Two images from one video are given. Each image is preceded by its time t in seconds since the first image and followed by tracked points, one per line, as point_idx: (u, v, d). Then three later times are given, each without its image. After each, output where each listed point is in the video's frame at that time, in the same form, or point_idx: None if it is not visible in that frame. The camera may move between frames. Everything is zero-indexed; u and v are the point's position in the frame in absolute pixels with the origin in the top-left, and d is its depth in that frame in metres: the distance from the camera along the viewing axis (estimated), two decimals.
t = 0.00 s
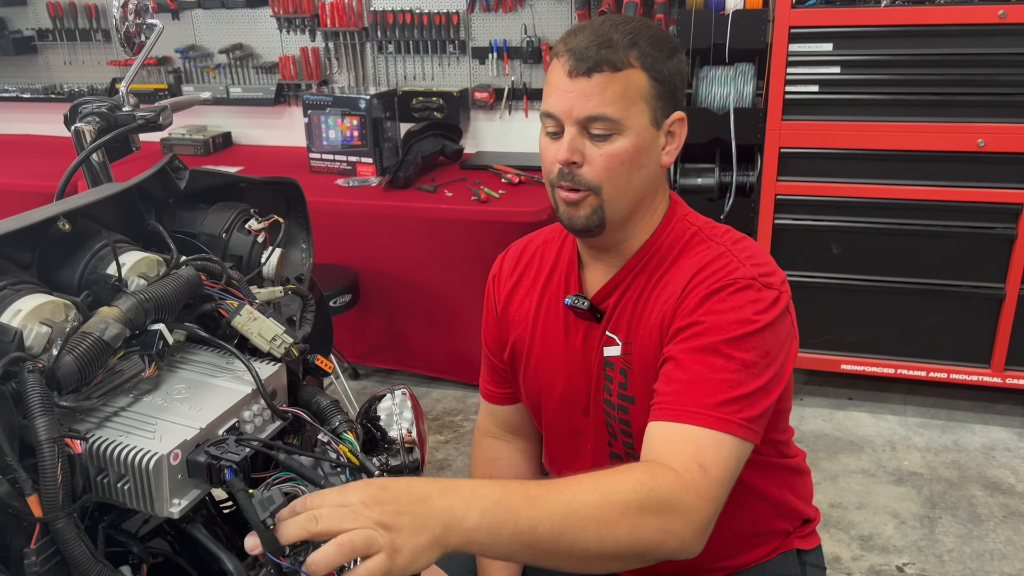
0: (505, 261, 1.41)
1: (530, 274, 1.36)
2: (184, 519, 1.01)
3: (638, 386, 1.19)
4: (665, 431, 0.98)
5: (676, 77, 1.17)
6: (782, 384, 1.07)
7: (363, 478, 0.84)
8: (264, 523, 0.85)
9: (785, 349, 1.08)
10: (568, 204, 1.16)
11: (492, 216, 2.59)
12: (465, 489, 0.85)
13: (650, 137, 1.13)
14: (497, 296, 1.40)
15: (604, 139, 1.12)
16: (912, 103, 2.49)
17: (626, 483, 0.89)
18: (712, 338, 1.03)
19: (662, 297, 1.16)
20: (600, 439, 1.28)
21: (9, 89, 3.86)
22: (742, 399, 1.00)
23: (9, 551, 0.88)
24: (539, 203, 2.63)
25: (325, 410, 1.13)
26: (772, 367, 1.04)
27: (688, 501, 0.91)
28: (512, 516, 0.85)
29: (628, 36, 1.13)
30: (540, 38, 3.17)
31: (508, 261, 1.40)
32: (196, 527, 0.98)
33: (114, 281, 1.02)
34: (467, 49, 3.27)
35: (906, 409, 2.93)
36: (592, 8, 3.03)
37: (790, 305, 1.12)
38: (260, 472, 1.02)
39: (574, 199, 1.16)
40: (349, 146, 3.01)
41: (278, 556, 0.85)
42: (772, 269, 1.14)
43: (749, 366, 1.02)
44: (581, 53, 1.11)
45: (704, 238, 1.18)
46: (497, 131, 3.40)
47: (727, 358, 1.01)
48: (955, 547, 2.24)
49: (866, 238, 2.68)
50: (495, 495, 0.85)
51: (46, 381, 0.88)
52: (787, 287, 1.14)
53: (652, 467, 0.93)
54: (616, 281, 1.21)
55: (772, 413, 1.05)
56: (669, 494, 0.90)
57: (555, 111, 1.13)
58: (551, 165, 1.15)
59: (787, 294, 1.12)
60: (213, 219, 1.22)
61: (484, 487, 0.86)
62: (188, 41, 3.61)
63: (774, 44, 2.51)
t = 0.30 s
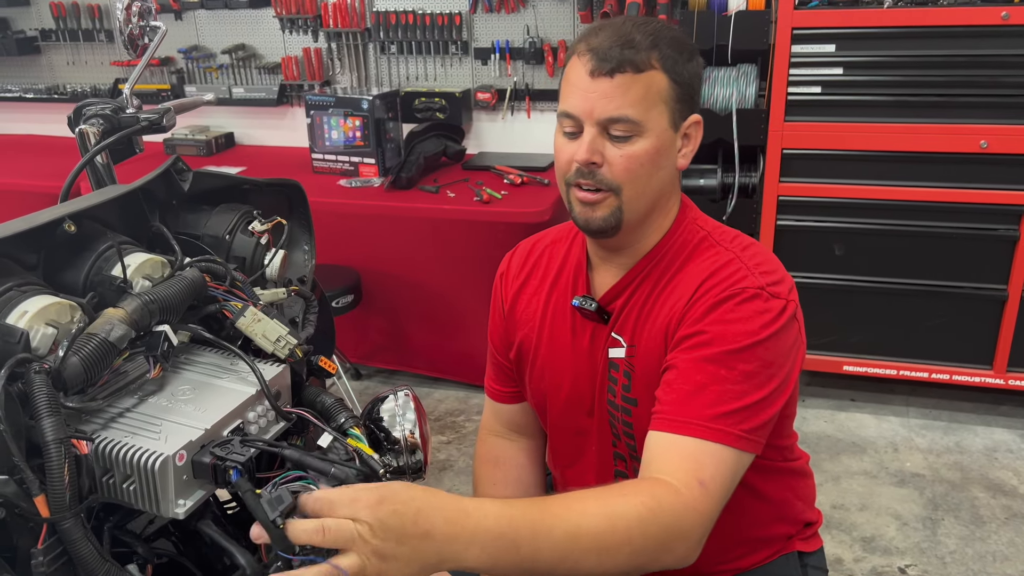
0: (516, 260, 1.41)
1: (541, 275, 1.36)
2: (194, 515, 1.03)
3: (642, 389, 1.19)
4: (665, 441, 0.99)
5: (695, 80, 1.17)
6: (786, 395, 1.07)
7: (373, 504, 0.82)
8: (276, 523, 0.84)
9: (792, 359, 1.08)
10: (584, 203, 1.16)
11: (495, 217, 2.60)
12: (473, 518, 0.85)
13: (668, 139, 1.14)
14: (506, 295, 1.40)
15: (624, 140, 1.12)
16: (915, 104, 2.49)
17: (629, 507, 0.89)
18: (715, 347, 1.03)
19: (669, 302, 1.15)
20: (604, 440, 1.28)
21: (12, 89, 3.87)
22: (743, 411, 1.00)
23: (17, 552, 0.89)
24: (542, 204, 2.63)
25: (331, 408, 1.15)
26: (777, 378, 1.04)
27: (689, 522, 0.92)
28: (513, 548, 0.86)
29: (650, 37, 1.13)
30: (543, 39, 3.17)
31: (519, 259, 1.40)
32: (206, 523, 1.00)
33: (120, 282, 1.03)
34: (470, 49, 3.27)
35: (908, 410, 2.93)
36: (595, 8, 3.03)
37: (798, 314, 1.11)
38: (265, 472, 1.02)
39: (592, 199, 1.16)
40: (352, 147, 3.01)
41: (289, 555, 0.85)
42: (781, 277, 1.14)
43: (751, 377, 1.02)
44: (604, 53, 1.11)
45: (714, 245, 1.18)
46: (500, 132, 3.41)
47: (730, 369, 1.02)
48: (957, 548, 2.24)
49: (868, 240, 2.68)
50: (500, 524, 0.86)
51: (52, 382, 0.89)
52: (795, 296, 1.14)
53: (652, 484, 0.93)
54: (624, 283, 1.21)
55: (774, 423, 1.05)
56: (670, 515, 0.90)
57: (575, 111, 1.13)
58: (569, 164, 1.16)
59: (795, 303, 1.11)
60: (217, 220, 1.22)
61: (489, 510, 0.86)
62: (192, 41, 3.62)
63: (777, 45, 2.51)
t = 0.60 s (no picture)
0: (531, 255, 1.41)
1: (555, 270, 1.37)
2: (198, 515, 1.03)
3: (649, 388, 1.19)
4: (674, 438, 0.99)
5: (722, 83, 1.17)
6: (794, 400, 1.07)
7: (376, 510, 0.82)
8: (292, 514, 0.85)
9: (801, 364, 1.08)
10: (607, 201, 1.17)
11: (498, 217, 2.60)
12: (480, 521, 0.85)
13: (693, 141, 1.14)
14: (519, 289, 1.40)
15: (651, 140, 1.12)
16: (917, 105, 2.49)
17: (635, 508, 0.89)
18: (727, 348, 1.03)
19: (682, 301, 1.16)
20: (609, 438, 1.28)
21: (15, 89, 3.88)
22: (752, 412, 1.00)
23: (22, 549, 0.89)
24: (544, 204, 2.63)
25: (333, 406, 1.15)
26: (786, 381, 1.04)
27: (694, 524, 0.92)
28: (520, 550, 0.86)
29: (681, 37, 1.12)
30: (545, 39, 3.17)
31: (534, 255, 1.41)
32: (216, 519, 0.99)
33: (125, 281, 1.03)
34: (472, 50, 3.28)
35: (910, 411, 2.93)
36: (597, 9, 3.04)
37: (810, 320, 1.11)
38: (268, 470, 1.04)
39: (614, 196, 1.16)
40: (355, 147, 3.02)
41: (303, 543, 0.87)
42: (796, 282, 1.14)
43: (761, 379, 1.02)
44: (635, 51, 1.11)
45: (729, 246, 1.18)
46: (503, 132, 3.41)
47: (740, 370, 1.02)
48: (959, 549, 2.24)
49: (871, 240, 2.68)
50: (508, 527, 0.86)
51: (58, 381, 0.89)
52: (808, 302, 1.14)
53: (658, 482, 0.93)
54: (638, 280, 1.21)
55: (781, 427, 1.05)
56: (677, 517, 0.90)
57: (602, 107, 1.13)
58: (594, 160, 1.16)
59: (807, 308, 1.12)
60: (221, 220, 1.23)
61: (498, 512, 0.86)
62: (195, 41, 3.62)
63: (780, 46, 2.51)
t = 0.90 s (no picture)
0: (560, 239, 1.43)
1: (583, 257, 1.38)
2: (201, 513, 1.04)
3: (666, 386, 1.20)
4: (688, 436, 0.99)
5: (767, 87, 1.17)
6: (807, 411, 1.08)
7: (375, 510, 0.82)
8: (293, 514, 0.86)
9: (819, 376, 1.09)
10: (641, 196, 1.18)
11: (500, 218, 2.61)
12: (485, 524, 0.85)
13: (732, 144, 1.15)
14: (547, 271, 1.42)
15: (690, 140, 1.13)
16: (917, 106, 2.49)
17: (641, 506, 0.90)
18: (749, 352, 1.04)
19: (706, 302, 1.16)
20: (617, 433, 1.29)
21: (18, 90, 3.89)
22: (768, 420, 1.01)
23: (27, 546, 0.90)
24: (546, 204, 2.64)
25: (336, 405, 1.15)
26: (803, 392, 1.05)
27: (700, 524, 0.92)
28: (525, 554, 0.86)
29: (729, 37, 1.12)
30: (547, 40, 3.18)
31: (563, 239, 1.42)
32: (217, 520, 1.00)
33: (129, 280, 1.04)
34: (474, 51, 3.28)
35: (911, 412, 2.94)
36: (599, 10, 3.05)
37: (831, 334, 1.12)
38: (272, 469, 1.04)
39: (648, 191, 1.17)
40: (356, 148, 3.03)
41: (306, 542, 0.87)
42: (821, 296, 1.15)
43: (780, 387, 1.02)
44: (682, 48, 1.10)
45: (757, 252, 1.19)
46: (504, 133, 3.42)
47: (761, 376, 1.02)
48: (959, 549, 2.25)
49: (872, 242, 2.68)
50: (512, 530, 0.85)
51: (63, 378, 0.90)
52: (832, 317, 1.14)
53: (664, 481, 0.93)
54: (665, 275, 1.22)
55: (792, 436, 1.06)
56: (683, 515, 0.91)
57: (643, 103, 1.14)
58: (630, 155, 1.17)
59: (831, 322, 1.12)
60: (224, 219, 1.23)
61: (503, 514, 0.86)
62: (197, 42, 3.63)
63: (781, 47, 2.52)
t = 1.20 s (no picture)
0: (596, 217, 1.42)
1: (617, 242, 1.38)
2: (203, 511, 1.05)
3: (684, 380, 1.24)
4: (701, 429, 0.99)
5: (810, 90, 1.17)
6: (821, 419, 1.08)
7: (379, 502, 0.83)
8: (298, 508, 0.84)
9: (836, 385, 1.10)
10: (677, 193, 1.20)
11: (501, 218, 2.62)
12: (484, 514, 0.86)
13: (772, 146, 1.15)
14: (583, 247, 1.40)
15: (730, 141, 1.13)
16: (917, 107, 2.50)
17: (643, 498, 0.90)
18: (770, 352, 1.05)
19: (731, 302, 1.19)
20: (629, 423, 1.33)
21: (19, 90, 3.90)
22: (783, 422, 1.01)
23: (31, 542, 0.90)
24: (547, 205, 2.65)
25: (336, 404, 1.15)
26: (819, 399, 1.06)
27: (703, 517, 0.92)
28: (526, 545, 0.86)
29: (776, 39, 1.12)
30: (548, 41, 3.18)
31: (603, 216, 1.42)
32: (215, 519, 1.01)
33: (132, 279, 1.05)
34: (475, 52, 3.29)
35: (911, 412, 2.94)
36: (599, 11, 3.05)
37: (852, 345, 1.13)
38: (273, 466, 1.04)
39: (684, 189, 1.19)
40: (357, 148, 3.03)
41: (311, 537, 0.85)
42: (846, 307, 1.16)
43: (797, 391, 1.03)
44: (728, 48, 1.10)
45: (786, 258, 1.22)
46: (505, 134, 3.43)
47: (780, 377, 1.03)
48: (959, 550, 2.25)
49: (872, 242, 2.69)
50: (512, 519, 0.86)
51: (67, 376, 0.91)
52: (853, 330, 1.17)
53: (667, 474, 0.93)
54: (694, 274, 1.25)
55: (804, 441, 1.06)
56: (685, 507, 0.91)
57: (685, 101, 1.14)
58: (669, 152, 1.18)
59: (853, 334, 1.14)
60: (226, 219, 1.24)
61: (502, 504, 0.87)
62: (198, 43, 3.64)
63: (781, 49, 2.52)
